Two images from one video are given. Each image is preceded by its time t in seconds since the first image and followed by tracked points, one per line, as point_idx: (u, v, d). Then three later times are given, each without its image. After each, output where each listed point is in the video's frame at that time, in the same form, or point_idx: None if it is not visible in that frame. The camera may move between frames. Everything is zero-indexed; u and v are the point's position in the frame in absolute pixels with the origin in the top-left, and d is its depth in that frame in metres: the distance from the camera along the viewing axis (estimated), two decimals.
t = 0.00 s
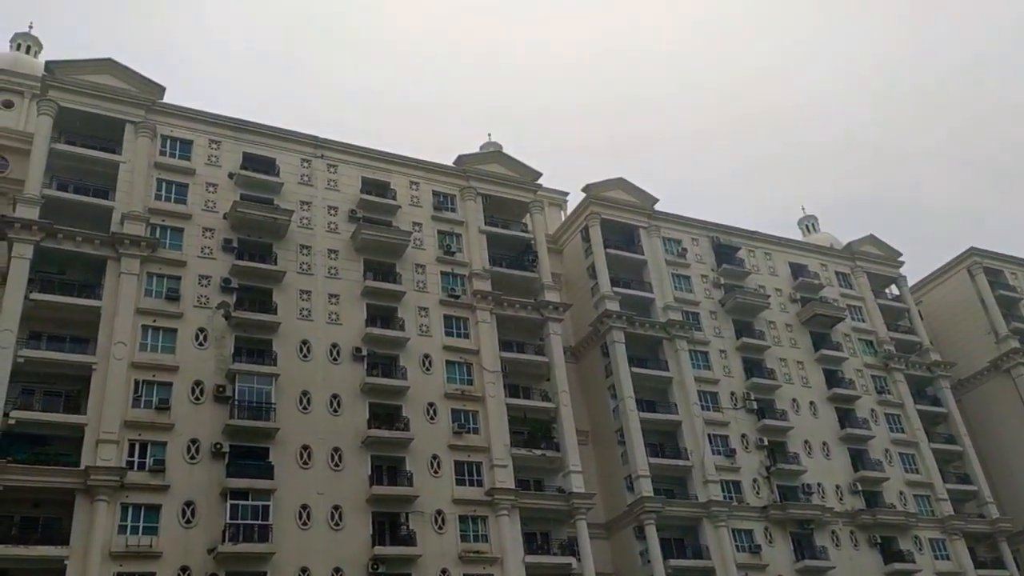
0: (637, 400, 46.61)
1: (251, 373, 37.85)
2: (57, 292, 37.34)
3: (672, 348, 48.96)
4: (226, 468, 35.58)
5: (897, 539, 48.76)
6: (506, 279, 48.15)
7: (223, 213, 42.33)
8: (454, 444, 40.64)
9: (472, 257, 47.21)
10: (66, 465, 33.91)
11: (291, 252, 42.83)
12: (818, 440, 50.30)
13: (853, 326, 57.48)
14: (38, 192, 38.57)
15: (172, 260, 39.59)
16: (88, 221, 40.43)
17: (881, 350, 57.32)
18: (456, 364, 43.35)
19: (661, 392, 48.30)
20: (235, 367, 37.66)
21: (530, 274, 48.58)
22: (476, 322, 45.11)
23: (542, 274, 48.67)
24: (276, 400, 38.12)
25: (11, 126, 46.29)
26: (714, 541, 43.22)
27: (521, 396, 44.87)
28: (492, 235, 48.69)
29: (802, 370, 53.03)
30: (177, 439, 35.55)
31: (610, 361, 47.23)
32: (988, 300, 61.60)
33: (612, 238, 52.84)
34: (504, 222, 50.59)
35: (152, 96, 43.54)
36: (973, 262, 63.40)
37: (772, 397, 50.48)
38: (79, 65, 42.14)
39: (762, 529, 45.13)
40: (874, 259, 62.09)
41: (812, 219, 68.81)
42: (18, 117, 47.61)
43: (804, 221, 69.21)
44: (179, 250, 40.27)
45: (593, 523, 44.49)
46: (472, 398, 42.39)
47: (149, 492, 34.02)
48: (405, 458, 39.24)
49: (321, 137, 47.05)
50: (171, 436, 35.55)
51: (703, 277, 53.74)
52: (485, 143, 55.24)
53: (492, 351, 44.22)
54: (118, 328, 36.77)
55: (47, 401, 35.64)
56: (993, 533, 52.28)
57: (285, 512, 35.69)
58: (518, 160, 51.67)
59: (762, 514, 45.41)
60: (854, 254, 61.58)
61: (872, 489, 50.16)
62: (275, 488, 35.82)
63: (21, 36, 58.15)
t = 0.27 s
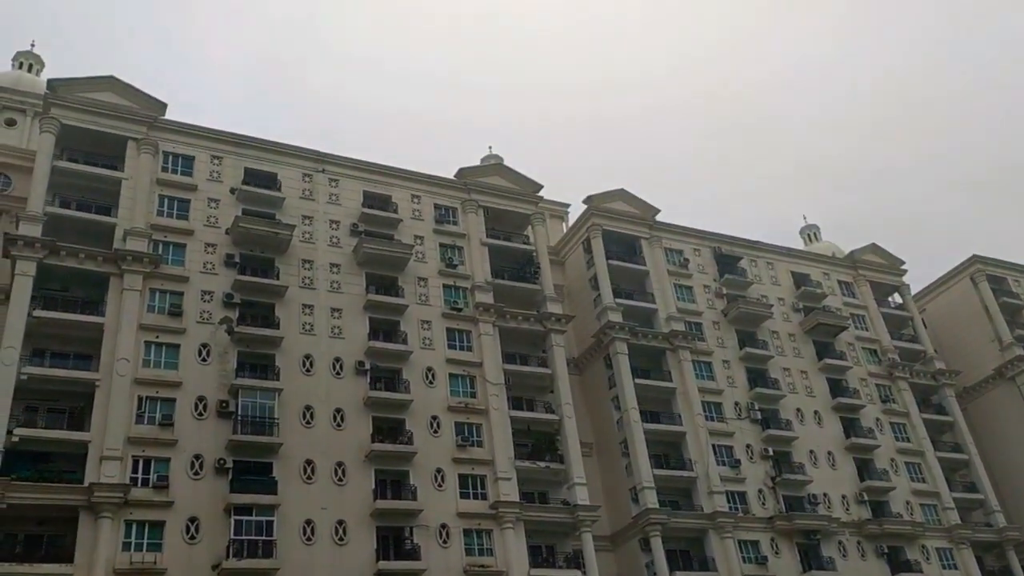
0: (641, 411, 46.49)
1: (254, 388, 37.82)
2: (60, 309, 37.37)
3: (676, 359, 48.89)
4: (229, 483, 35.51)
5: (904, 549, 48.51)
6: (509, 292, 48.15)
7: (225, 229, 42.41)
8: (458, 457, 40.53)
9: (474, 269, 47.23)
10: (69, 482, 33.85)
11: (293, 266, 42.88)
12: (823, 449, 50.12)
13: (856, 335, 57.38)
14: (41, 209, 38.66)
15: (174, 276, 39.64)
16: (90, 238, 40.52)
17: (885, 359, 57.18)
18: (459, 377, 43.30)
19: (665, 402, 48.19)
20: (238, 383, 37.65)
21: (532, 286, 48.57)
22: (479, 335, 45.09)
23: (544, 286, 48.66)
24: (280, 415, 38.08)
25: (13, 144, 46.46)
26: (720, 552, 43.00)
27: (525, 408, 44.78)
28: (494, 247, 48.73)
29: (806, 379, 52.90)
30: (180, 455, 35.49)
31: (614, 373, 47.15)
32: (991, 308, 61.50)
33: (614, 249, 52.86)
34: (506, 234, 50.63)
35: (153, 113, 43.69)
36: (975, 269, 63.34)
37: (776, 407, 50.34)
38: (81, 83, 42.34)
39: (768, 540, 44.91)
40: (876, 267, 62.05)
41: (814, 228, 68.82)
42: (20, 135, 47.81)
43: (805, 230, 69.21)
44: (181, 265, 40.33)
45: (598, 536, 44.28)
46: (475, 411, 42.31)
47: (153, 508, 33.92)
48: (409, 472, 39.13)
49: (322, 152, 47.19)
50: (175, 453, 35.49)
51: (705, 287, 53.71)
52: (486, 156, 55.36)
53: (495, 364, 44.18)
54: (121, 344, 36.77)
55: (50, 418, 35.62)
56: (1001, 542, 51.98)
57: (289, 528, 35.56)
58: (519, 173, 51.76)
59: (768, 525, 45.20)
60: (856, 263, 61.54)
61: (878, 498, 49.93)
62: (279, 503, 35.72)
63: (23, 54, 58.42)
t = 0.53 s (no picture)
0: (649, 417, 46.40)
1: (262, 402, 37.89)
2: (68, 326, 37.51)
3: (683, 364, 48.81)
4: (240, 497, 35.55)
5: (917, 552, 48.23)
6: (515, 300, 48.17)
7: (230, 243, 42.56)
8: (467, 467, 40.49)
9: (480, 279, 47.28)
10: (80, 498, 33.91)
11: (299, 279, 42.99)
12: (833, 453, 49.92)
13: (864, 338, 57.22)
14: (47, 228, 38.86)
15: (181, 291, 39.77)
16: (97, 255, 40.70)
17: (893, 361, 56.98)
18: (467, 387, 43.28)
19: (673, 409, 48.09)
20: (246, 397, 37.72)
21: (538, 294, 48.58)
22: (486, 344, 45.10)
23: (550, 294, 48.65)
24: (288, 428, 38.12)
25: (20, 163, 46.74)
26: (732, 558, 42.82)
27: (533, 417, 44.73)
28: (499, 257, 48.78)
29: (815, 383, 52.75)
30: (190, 470, 35.54)
31: (621, 380, 47.07)
32: (1000, 308, 61.28)
33: (619, 256, 52.86)
34: (511, 243, 50.68)
35: (158, 129, 43.91)
36: (983, 269, 63.14)
37: (785, 412, 50.19)
38: (85, 101, 42.60)
39: (780, 545, 44.70)
40: (883, 269, 61.91)
41: (819, 232, 68.71)
42: (26, 155, 48.13)
43: (811, 234, 69.10)
44: (188, 280, 40.47)
45: (609, 544, 44.12)
46: (483, 421, 42.28)
47: (163, 523, 33.96)
48: (419, 483, 39.10)
49: (326, 165, 47.35)
50: (184, 467, 35.55)
51: (711, 292, 53.66)
52: (490, 166, 55.49)
53: (502, 373, 44.17)
54: (129, 360, 36.88)
55: (60, 435, 35.72)
56: (1014, 543, 51.64)
57: (299, 541, 35.54)
58: (523, 182, 51.84)
59: (780, 530, 45.00)
60: (863, 265, 61.40)
61: (890, 501, 49.69)
62: (289, 517, 35.72)
63: (28, 74, 58.83)
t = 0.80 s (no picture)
0: (670, 420, 46.21)
1: (283, 412, 38.06)
2: (90, 340, 37.88)
3: (703, 367, 48.59)
4: (263, 508, 35.71)
5: (945, 551, 47.69)
6: (533, 306, 48.17)
7: (249, 255, 42.85)
8: (488, 474, 40.46)
9: (497, 285, 47.32)
10: (106, 511, 34.18)
11: (318, 289, 43.20)
12: (857, 453, 49.50)
13: (886, 336, 56.74)
14: (68, 244, 39.30)
15: (201, 304, 40.06)
16: (118, 270, 41.09)
17: (916, 359, 56.46)
18: (487, 393, 43.30)
19: (694, 411, 47.85)
20: (268, 407, 37.93)
21: (556, 299, 48.55)
22: (505, 350, 45.11)
23: (568, 298, 48.59)
24: (309, 438, 38.27)
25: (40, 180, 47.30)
26: (757, 560, 42.52)
27: (554, 422, 44.66)
28: (516, 262, 48.82)
29: (837, 382, 52.35)
30: (213, 482, 35.75)
31: (641, 383, 46.91)
32: None
33: (636, 259, 52.75)
34: (527, 249, 50.70)
35: (175, 144, 44.32)
36: (1005, 264, 62.49)
37: (808, 412, 49.83)
38: (103, 118, 43.07)
39: (806, 547, 44.34)
40: (904, 267, 61.40)
41: (838, 230, 68.27)
42: (46, 172, 48.73)
43: (829, 233, 68.67)
44: (207, 293, 40.76)
45: (633, 549, 43.91)
46: (504, 427, 42.27)
47: (188, 535, 34.17)
48: (440, 490, 39.12)
49: (342, 175, 47.59)
50: (208, 479, 35.76)
51: (730, 293, 53.41)
52: (504, 172, 55.58)
53: (521, 379, 44.15)
54: (151, 373, 37.17)
55: (85, 449, 36.04)
56: None
57: (323, 550, 35.64)
58: (538, 187, 51.88)
59: (805, 531, 44.64)
60: (883, 263, 60.93)
61: (916, 501, 49.18)
62: (312, 526, 35.83)
63: (47, 92, 59.52)
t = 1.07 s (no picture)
0: (703, 422, 45.90)
1: (315, 420, 38.34)
2: (126, 352, 38.43)
3: (735, 367, 48.20)
4: (297, 515, 35.97)
5: (986, 551, 46.85)
6: (562, 309, 48.10)
7: (279, 264, 43.24)
8: (520, 478, 40.43)
9: (525, 289, 47.34)
10: (144, 520, 34.62)
11: (347, 297, 43.48)
12: (894, 452, 48.82)
13: (921, 333, 55.93)
14: (103, 257, 39.92)
15: (232, 314, 40.50)
16: (151, 282, 41.66)
17: (953, 356, 55.59)
18: (517, 398, 43.29)
19: (727, 412, 47.48)
20: (300, 415, 38.22)
21: (585, 302, 48.44)
22: (534, 354, 45.10)
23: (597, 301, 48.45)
24: (342, 445, 38.51)
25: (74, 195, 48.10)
26: (794, 562, 42.05)
27: (585, 425, 44.54)
28: (544, 266, 48.79)
29: (872, 381, 51.68)
30: (248, 489, 36.08)
31: (672, 385, 46.66)
32: None
33: (665, 261, 52.50)
34: (555, 252, 50.66)
35: (204, 156, 44.88)
36: None
37: (842, 412, 49.24)
38: (135, 133, 43.73)
39: (843, 548, 43.78)
40: (938, 263, 60.52)
41: (869, 227, 67.47)
42: (80, 187, 49.54)
43: (861, 230, 67.90)
44: (238, 303, 41.21)
45: (667, 552, 43.60)
46: (535, 431, 42.23)
47: (225, 543, 34.52)
48: (473, 495, 39.15)
49: (369, 183, 47.89)
50: (243, 487, 36.10)
51: (761, 293, 52.97)
52: (531, 176, 55.61)
53: (552, 383, 44.10)
54: (185, 383, 37.62)
55: (122, 459, 36.54)
56: None
57: (357, 557, 35.80)
58: (565, 190, 51.84)
59: (842, 533, 44.08)
60: (916, 260, 60.10)
61: (956, 500, 48.38)
62: (346, 533, 36.02)
63: (79, 109, 60.56)
